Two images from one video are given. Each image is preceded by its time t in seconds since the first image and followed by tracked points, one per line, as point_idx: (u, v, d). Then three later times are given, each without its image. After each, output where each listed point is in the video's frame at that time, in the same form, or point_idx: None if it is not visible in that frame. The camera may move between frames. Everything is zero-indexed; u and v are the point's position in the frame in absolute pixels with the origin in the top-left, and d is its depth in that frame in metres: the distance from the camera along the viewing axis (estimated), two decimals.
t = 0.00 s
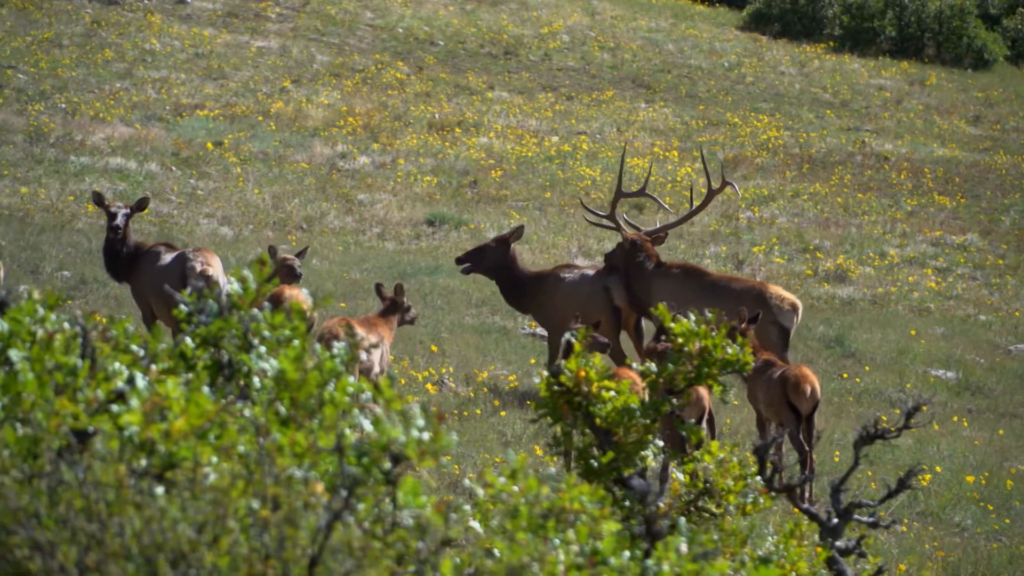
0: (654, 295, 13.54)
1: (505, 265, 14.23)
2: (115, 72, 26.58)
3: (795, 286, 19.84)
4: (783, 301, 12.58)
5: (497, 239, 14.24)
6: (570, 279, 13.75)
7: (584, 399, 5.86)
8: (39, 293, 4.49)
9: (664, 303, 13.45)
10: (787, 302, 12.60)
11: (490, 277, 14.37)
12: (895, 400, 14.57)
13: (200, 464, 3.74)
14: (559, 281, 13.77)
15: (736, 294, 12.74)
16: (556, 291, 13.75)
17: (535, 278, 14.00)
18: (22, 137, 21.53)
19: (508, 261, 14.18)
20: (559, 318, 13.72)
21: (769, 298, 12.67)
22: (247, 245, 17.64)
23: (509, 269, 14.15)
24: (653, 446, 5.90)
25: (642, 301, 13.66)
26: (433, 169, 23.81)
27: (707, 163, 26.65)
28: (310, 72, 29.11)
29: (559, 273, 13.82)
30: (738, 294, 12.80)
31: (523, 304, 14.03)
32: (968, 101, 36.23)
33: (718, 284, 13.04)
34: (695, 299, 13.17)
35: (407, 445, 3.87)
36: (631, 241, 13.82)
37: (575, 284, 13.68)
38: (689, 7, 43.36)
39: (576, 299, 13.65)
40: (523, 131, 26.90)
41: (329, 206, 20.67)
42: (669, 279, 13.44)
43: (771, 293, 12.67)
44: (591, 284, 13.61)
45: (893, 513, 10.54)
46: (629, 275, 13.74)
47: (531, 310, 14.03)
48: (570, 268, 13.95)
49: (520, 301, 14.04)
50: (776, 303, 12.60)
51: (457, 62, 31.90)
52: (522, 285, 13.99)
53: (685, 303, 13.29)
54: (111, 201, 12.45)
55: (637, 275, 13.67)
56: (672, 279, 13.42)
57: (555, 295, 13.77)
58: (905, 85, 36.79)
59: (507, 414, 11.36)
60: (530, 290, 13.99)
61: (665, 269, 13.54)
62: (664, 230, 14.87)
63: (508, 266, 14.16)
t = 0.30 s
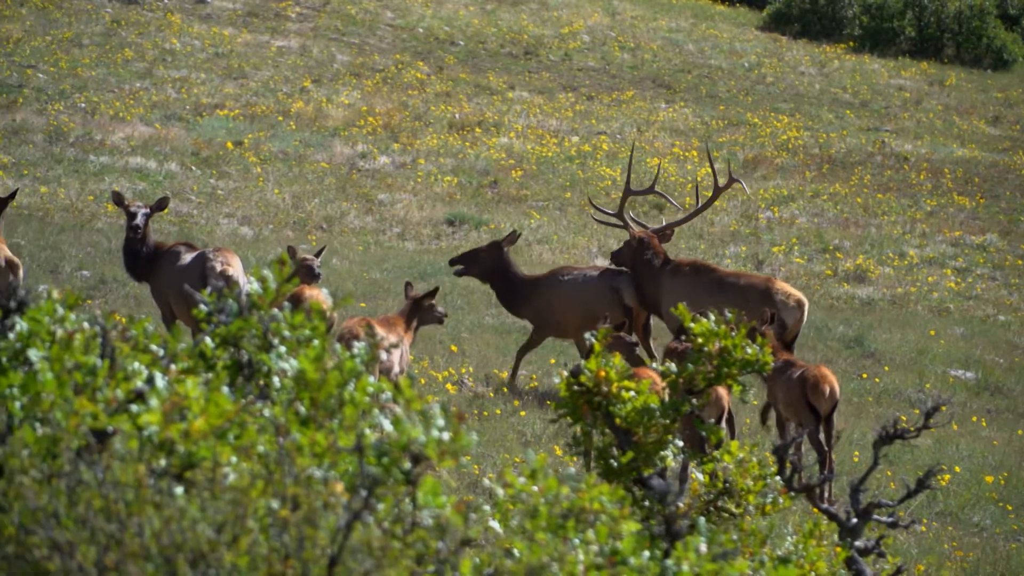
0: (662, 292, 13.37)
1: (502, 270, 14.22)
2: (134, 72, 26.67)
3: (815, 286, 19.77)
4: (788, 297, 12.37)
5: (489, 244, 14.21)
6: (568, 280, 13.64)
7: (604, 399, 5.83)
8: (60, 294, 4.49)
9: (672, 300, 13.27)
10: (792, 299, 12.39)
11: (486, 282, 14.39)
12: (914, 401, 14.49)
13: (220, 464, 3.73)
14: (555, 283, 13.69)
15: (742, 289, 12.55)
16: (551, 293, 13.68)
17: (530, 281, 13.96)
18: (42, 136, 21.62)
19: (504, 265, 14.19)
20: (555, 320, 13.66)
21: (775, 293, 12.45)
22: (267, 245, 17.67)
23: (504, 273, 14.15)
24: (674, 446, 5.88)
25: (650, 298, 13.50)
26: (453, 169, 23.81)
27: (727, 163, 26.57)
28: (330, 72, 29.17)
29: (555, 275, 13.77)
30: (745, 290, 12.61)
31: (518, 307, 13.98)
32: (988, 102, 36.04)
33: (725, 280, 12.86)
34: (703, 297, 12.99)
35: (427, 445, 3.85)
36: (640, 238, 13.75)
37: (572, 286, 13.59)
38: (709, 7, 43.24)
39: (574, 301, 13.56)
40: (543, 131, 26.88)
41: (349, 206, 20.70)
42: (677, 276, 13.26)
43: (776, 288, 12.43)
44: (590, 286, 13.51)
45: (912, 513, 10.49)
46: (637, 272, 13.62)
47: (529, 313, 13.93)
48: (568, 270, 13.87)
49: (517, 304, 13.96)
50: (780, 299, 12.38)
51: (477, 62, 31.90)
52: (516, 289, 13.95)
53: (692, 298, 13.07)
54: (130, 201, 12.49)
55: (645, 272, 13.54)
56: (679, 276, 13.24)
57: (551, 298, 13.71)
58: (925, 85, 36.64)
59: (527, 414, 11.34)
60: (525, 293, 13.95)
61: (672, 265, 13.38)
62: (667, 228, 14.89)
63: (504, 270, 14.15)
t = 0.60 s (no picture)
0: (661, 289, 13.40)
1: (474, 262, 14.07)
2: (147, 71, 26.71)
3: (827, 285, 19.72)
4: (781, 294, 12.35)
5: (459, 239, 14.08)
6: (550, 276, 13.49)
7: (616, 399, 5.81)
8: (71, 293, 4.48)
9: (670, 297, 13.29)
10: (786, 296, 12.35)
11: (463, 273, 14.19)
12: (926, 400, 14.44)
13: (232, 464, 3.73)
14: (536, 277, 13.54)
15: (737, 286, 12.54)
16: (531, 287, 13.53)
17: (509, 273, 13.78)
18: (54, 136, 21.67)
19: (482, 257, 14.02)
20: (536, 315, 13.51)
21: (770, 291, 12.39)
22: (279, 245, 17.68)
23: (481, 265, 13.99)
24: (686, 445, 5.86)
25: (650, 295, 13.55)
26: (465, 168, 23.81)
27: (740, 163, 26.50)
28: (342, 71, 29.19)
29: (536, 269, 13.61)
30: (739, 287, 12.60)
31: (498, 299, 13.83)
32: (1001, 101, 35.90)
33: (720, 277, 12.86)
34: (698, 294, 13.00)
35: (439, 444, 3.83)
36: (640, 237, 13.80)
37: (554, 282, 13.44)
38: (721, 7, 43.15)
39: (557, 298, 13.40)
40: (555, 131, 26.86)
41: (361, 205, 20.72)
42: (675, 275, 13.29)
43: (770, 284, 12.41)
44: (574, 283, 13.33)
45: (924, 512, 10.45)
46: (637, 270, 13.67)
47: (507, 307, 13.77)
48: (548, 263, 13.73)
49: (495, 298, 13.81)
50: (774, 295, 12.36)
51: (489, 61, 31.89)
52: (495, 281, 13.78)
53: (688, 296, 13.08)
54: (141, 201, 12.51)
55: (645, 270, 13.59)
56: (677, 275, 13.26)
57: (531, 292, 13.55)
58: (936, 85, 36.51)
59: (540, 413, 11.33)
60: (503, 286, 13.79)
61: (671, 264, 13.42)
62: (666, 226, 14.88)
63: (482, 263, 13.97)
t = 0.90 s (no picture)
0: (651, 287, 13.54)
1: (453, 257, 13.78)
2: (155, 71, 26.75)
3: (835, 285, 19.69)
4: (770, 288, 12.37)
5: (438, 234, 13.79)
6: (532, 271, 13.28)
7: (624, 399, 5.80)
8: (79, 293, 4.49)
9: (659, 294, 13.43)
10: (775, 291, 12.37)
11: (442, 269, 13.89)
12: (934, 400, 14.40)
13: (240, 464, 3.73)
14: (518, 273, 13.28)
15: (727, 281, 12.60)
16: (514, 283, 13.26)
17: (488, 269, 13.49)
18: (63, 136, 21.71)
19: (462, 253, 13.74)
20: (521, 311, 13.30)
21: (757, 284, 12.48)
22: (287, 245, 17.69)
23: (463, 260, 13.66)
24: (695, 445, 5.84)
25: (641, 293, 13.70)
26: (473, 168, 23.81)
27: (748, 163, 26.47)
28: (351, 71, 29.22)
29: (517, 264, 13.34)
30: (728, 283, 12.65)
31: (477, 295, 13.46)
32: (1009, 101, 35.81)
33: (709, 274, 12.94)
34: (688, 291, 13.07)
35: (447, 444, 3.82)
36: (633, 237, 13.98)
37: (537, 277, 13.24)
38: (729, 7, 43.10)
39: (540, 292, 13.22)
40: (564, 131, 26.86)
41: (369, 205, 20.72)
42: (665, 271, 13.42)
43: (757, 279, 12.52)
44: (558, 278, 13.16)
45: (932, 512, 10.43)
46: (630, 270, 13.85)
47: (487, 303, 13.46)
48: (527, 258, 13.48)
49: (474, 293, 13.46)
50: (763, 290, 12.40)
51: (497, 61, 31.89)
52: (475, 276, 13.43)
53: (677, 291, 13.20)
54: (151, 202, 12.54)
55: (637, 269, 13.76)
56: (667, 271, 13.39)
57: (514, 288, 13.30)
58: (944, 85, 36.43)
59: (548, 414, 11.31)
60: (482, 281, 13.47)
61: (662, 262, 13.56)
62: (661, 225, 14.98)
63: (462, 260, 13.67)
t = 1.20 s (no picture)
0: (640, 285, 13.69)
1: (435, 250, 13.96)
2: (164, 69, 26.79)
3: (844, 284, 19.66)
4: (756, 284, 12.32)
5: (418, 227, 13.95)
6: (510, 265, 13.15)
7: (633, 397, 5.79)
8: (87, 291, 4.49)
9: (647, 291, 13.53)
10: (759, 286, 12.33)
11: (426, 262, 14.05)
12: (943, 399, 14.38)
13: (249, 462, 3.73)
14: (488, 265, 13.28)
15: (711, 277, 12.63)
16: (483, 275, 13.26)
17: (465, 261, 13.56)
18: (71, 134, 21.75)
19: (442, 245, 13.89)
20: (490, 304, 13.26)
21: (743, 280, 12.44)
22: (296, 243, 17.69)
23: (443, 252, 13.85)
24: (703, 444, 5.83)
25: (632, 292, 13.86)
26: (482, 167, 23.80)
27: (757, 162, 26.43)
28: (360, 70, 29.24)
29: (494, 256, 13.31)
30: (713, 278, 12.68)
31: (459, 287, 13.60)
32: (1019, 100, 35.71)
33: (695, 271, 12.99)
34: (675, 289, 13.14)
35: (457, 443, 3.82)
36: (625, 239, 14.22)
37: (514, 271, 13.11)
38: (738, 6, 43.05)
39: (518, 288, 13.05)
40: (573, 130, 26.84)
41: (378, 203, 20.72)
42: (651, 268, 13.56)
43: (743, 274, 12.48)
44: (537, 273, 13.01)
45: (941, 511, 10.40)
46: (622, 271, 14.07)
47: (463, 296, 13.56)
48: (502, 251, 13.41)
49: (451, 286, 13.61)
50: (747, 285, 12.36)
51: (506, 60, 31.88)
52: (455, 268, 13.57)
53: (663, 288, 13.29)
54: (159, 200, 12.55)
55: (629, 270, 13.98)
56: (654, 268, 13.53)
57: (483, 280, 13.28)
58: (953, 84, 36.36)
59: (557, 412, 11.30)
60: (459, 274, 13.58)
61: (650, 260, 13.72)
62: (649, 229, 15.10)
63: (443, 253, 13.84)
